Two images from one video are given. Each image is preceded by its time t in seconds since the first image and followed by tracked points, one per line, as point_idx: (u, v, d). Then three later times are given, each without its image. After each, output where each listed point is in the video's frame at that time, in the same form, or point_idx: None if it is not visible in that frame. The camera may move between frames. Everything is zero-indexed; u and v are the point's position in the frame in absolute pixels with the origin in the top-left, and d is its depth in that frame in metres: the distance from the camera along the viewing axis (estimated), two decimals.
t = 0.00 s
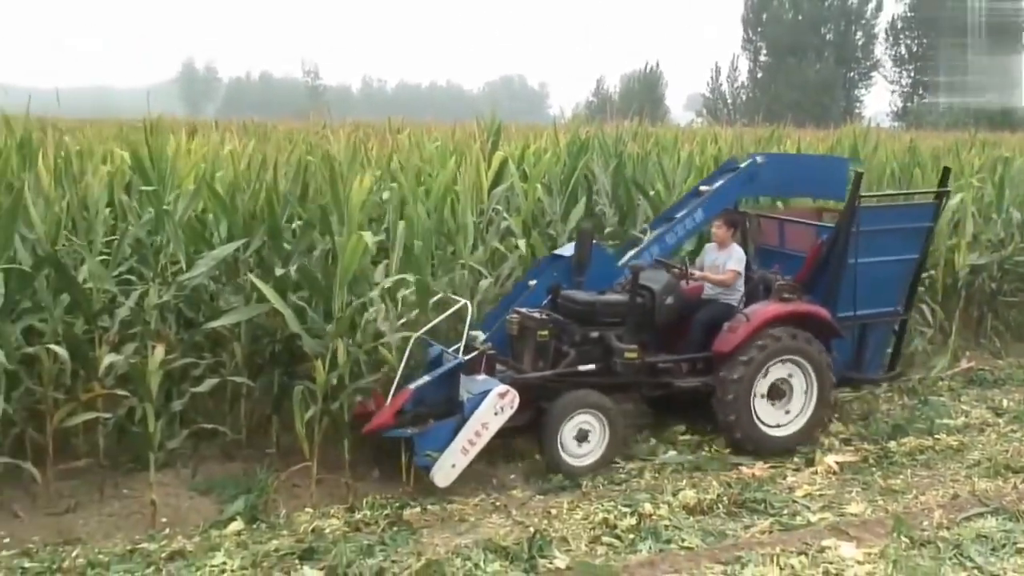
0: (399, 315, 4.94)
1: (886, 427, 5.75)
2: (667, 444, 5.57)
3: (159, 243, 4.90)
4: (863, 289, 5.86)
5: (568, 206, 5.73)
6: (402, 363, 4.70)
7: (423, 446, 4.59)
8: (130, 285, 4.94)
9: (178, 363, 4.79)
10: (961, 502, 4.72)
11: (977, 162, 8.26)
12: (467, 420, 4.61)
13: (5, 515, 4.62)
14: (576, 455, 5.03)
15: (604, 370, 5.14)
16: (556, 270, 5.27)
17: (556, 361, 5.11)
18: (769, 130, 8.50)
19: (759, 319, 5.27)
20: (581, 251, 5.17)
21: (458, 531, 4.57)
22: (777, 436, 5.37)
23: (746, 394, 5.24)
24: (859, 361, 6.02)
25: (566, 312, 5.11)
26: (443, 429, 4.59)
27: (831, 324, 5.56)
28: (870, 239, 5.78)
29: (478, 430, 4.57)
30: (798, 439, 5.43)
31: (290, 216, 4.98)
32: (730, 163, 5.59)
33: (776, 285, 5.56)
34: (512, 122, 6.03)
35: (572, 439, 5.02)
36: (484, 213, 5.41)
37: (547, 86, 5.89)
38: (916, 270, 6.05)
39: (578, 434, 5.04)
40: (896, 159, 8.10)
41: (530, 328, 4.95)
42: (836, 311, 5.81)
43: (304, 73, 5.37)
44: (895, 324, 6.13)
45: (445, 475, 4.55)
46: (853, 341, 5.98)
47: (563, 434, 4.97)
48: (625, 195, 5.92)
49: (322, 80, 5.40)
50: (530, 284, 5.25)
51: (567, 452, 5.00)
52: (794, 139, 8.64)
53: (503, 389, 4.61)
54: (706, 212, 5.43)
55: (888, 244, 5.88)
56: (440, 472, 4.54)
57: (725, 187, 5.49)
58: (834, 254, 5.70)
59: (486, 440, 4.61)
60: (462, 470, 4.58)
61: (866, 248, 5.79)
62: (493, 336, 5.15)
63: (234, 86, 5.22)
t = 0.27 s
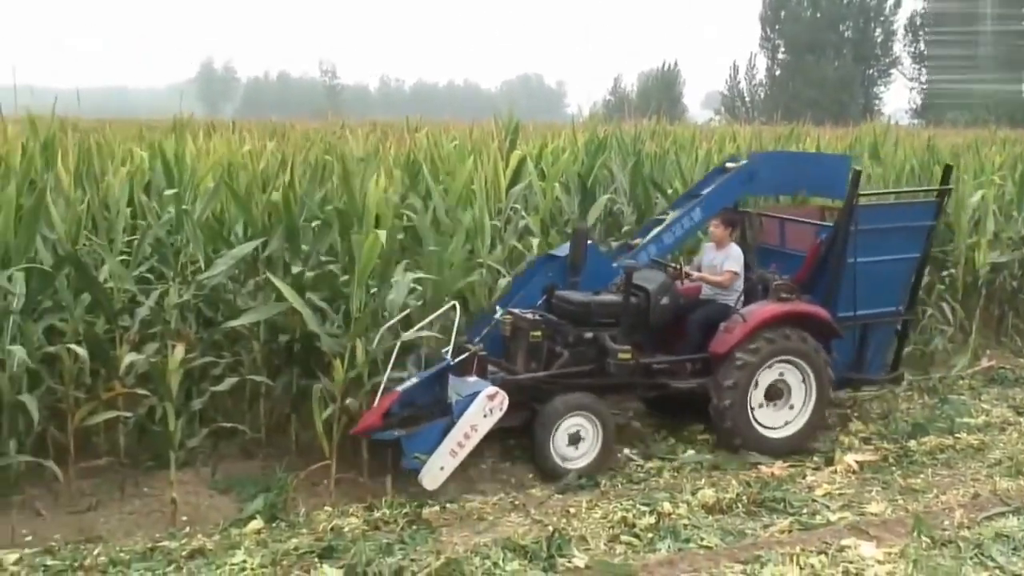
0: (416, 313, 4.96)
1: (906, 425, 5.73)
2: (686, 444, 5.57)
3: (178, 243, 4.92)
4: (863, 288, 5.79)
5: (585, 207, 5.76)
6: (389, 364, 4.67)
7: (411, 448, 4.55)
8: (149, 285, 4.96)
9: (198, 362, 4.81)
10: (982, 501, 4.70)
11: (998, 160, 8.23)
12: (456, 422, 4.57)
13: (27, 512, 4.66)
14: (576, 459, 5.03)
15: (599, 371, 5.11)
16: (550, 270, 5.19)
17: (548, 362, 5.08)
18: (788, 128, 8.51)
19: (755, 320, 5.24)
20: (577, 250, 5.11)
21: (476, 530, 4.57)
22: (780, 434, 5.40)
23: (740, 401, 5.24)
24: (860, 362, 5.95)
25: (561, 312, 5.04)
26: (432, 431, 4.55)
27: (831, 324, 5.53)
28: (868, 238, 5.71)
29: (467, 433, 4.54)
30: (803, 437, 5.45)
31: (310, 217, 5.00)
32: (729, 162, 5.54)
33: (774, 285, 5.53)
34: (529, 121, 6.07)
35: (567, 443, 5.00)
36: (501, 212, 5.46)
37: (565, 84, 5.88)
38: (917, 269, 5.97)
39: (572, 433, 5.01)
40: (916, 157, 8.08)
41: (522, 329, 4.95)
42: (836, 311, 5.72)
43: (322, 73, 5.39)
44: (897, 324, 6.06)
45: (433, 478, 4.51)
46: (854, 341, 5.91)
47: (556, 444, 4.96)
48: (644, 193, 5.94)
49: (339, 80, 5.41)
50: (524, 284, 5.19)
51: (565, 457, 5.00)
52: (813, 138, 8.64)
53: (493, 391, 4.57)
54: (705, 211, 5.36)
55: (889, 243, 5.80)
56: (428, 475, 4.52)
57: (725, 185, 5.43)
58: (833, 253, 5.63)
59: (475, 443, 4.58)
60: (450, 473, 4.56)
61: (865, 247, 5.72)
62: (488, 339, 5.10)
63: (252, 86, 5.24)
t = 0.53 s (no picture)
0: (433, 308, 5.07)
1: (925, 426, 5.71)
2: (702, 444, 5.56)
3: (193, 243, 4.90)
4: (864, 288, 5.75)
5: (602, 203, 5.92)
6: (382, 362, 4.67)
7: (404, 447, 4.53)
8: (168, 283, 4.98)
9: (215, 361, 4.82)
10: (1002, 503, 4.67)
11: (1020, 159, 8.20)
12: (449, 421, 4.56)
13: (47, 509, 4.69)
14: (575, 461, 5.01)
15: (595, 372, 5.04)
16: (547, 270, 5.19)
17: (544, 362, 5.05)
18: (806, 127, 8.51)
19: (754, 319, 5.19)
20: (573, 250, 5.13)
21: (493, 529, 4.57)
22: (787, 431, 5.38)
23: (739, 411, 5.20)
24: (861, 364, 5.92)
25: (557, 313, 5.03)
26: (425, 430, 4.54)
27: (831, 326, 5.49)
28: (868, 238, 5.69)
29: (460, 432, 4.53)
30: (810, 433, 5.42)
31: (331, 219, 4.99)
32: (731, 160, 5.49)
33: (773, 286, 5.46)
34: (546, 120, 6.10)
35: (562, 445, 4.97)
36: (519, 211, 5.48)
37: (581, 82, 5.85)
38: (918, 270, 5.95)
39: (565, 432, 4.97)
40: (936, 156, 8.06)
41: (518, 329, 4.92)
42: (836, 311, 5.68)
43: (338, 72, 5.36)
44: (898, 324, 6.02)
45: (427, 477, 4.50)
46: (856, 342, 5.87)
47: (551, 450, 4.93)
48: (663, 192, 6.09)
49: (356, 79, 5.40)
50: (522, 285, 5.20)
51: (563, 458, 4.97)
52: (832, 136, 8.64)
53: (486, 390, 4.56)
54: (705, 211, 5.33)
55: (889, 243, 5.77)
56: (420, 474, 4.51)
57: (724, 186, 5.39)
58: (833, 252, 5.59)
59: (469, 442, 4.56)
60: (443, 472, 4.55)
61: (866, 247, 5.69)
62: (483, 340, 5.05)
63: (269, 86, 5.23)
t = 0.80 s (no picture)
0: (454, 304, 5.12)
1: (951, 427, 5.67)
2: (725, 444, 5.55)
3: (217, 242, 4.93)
4: (869, 289, 5.72)
5: (624, 202, 5.94)
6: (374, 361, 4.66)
7: (397, 448, 4.50)
8: (193, 281, 5.02)
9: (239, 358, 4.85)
10: None
11: None
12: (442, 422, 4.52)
13: (73, 504, 4.75)
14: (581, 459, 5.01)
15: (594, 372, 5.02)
16: (546, 269, 5.15)
17: (542, 361, 5.03)
18: (831, 125, 8.49)
19: (754, 319, 5.17)
20: (573, 250, 5.08)
21: (514, 528, 4.57)
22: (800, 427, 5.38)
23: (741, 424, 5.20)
24: (868, 365, 5.87)
25: (556, 311, 5.02)
26: (418, 431, 4.50)
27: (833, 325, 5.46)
28: (874, 237, 5.66)
29: (454, 432, 4.49)
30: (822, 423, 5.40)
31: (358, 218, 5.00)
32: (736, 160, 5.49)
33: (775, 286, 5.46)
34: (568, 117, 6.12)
35: (561, 446, 4.96)
36: (542, 209, 5.50)
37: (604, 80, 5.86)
38: (926, 270, 5.90)
39: (562, 433, 4.94)
40: (964, 154, 8.00)
41: (516, 328, 4.90)
42: (840, 311, 5.66)
43: (361, 72, 5.38)
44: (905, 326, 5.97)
45: (419, 478, 4.46)
46: (862, 343, 5.83)
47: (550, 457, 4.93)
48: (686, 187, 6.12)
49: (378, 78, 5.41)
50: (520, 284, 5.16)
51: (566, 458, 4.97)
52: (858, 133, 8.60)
53: (480, 391, 4.53)
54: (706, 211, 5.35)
55: (894, 243, 5.74)
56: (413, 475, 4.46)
57: (728, 185, 5.40)
58: (837, 252, 5.59)
59: (463, 443, 4.51)
60: (435, 474, 4.49)
61: (871, 247, 5.66)
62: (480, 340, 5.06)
63: (292, 85, 5.25)
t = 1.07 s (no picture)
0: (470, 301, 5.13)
1: (974, 426, 5.64)
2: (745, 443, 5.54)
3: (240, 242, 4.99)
4: (874, 290, 5.59)
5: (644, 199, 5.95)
6: (367, 360, 4.62)
7: (389, 446, 4.50)
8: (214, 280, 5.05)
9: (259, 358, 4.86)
10: None
11: None
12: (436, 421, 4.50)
13: (96, 503, 4.77)
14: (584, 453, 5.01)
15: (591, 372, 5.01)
16: (546, 267, 5.14)
17: (539, 361, 5.00)
18: (851, 122, 8.50)
19: (755, 320, 5.11)
20: (571, 249, 5.06)
21: (535, 527, 4.57)
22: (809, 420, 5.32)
23: (750, 435, 5.13)
24: (873, 367, 5.74)
25: (555, 311, 5.02)
26: (410, 430, 4.50)
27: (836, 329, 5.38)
28: (878, 237, 5.53)
29: (447, 432, 4.48)
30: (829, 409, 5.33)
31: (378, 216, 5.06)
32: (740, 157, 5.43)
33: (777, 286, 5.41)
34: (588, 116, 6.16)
35: (560, 445, 4.95)
36: (562, 208, 5.51)
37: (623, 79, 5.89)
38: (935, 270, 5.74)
39: (555, 432, 4.92)
40: (985, 151, 7.99)
41: (512, 328, 4.87)
42: (844, 313, 5.55)
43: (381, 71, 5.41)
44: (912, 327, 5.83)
45: (412, 477, 4.44)
46: (867, 344, 5.70)
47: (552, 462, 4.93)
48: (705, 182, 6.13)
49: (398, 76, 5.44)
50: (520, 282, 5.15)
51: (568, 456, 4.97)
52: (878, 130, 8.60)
53: (474, 390, 4.51)
54: (709, 210, 5.31)
55: (901, 243, 5.60)
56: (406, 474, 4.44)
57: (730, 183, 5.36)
58: (840, 253, 5.49)
59: (455, 442, 4.51)
60: (428, 472, 4.48)
61: (875, 247, 5.53)
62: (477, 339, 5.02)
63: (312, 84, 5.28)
